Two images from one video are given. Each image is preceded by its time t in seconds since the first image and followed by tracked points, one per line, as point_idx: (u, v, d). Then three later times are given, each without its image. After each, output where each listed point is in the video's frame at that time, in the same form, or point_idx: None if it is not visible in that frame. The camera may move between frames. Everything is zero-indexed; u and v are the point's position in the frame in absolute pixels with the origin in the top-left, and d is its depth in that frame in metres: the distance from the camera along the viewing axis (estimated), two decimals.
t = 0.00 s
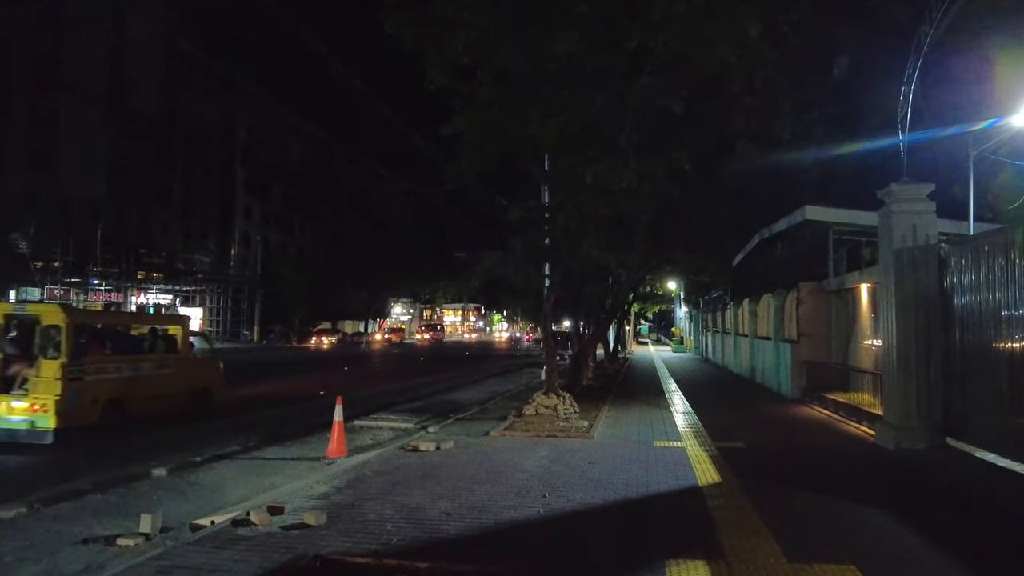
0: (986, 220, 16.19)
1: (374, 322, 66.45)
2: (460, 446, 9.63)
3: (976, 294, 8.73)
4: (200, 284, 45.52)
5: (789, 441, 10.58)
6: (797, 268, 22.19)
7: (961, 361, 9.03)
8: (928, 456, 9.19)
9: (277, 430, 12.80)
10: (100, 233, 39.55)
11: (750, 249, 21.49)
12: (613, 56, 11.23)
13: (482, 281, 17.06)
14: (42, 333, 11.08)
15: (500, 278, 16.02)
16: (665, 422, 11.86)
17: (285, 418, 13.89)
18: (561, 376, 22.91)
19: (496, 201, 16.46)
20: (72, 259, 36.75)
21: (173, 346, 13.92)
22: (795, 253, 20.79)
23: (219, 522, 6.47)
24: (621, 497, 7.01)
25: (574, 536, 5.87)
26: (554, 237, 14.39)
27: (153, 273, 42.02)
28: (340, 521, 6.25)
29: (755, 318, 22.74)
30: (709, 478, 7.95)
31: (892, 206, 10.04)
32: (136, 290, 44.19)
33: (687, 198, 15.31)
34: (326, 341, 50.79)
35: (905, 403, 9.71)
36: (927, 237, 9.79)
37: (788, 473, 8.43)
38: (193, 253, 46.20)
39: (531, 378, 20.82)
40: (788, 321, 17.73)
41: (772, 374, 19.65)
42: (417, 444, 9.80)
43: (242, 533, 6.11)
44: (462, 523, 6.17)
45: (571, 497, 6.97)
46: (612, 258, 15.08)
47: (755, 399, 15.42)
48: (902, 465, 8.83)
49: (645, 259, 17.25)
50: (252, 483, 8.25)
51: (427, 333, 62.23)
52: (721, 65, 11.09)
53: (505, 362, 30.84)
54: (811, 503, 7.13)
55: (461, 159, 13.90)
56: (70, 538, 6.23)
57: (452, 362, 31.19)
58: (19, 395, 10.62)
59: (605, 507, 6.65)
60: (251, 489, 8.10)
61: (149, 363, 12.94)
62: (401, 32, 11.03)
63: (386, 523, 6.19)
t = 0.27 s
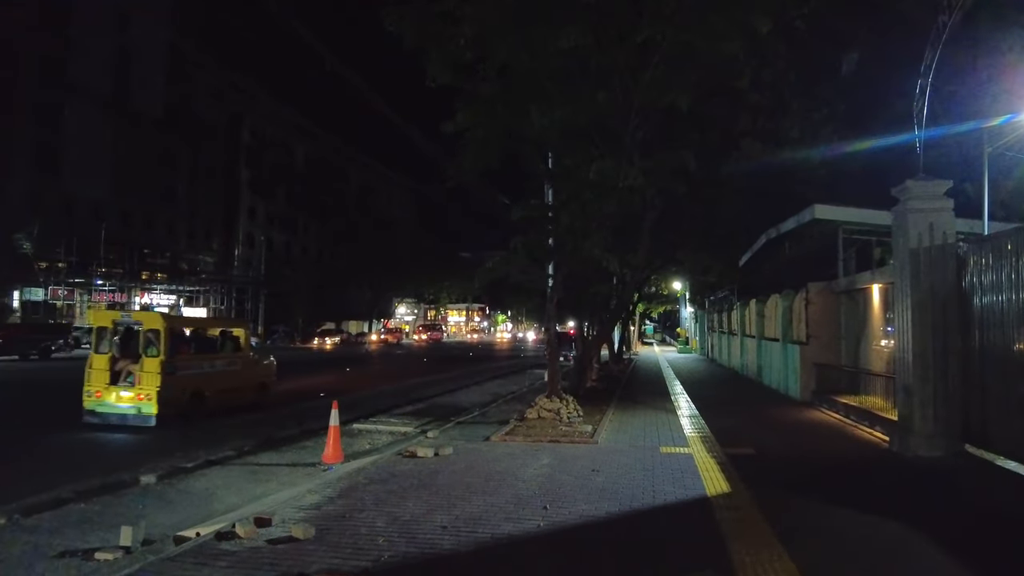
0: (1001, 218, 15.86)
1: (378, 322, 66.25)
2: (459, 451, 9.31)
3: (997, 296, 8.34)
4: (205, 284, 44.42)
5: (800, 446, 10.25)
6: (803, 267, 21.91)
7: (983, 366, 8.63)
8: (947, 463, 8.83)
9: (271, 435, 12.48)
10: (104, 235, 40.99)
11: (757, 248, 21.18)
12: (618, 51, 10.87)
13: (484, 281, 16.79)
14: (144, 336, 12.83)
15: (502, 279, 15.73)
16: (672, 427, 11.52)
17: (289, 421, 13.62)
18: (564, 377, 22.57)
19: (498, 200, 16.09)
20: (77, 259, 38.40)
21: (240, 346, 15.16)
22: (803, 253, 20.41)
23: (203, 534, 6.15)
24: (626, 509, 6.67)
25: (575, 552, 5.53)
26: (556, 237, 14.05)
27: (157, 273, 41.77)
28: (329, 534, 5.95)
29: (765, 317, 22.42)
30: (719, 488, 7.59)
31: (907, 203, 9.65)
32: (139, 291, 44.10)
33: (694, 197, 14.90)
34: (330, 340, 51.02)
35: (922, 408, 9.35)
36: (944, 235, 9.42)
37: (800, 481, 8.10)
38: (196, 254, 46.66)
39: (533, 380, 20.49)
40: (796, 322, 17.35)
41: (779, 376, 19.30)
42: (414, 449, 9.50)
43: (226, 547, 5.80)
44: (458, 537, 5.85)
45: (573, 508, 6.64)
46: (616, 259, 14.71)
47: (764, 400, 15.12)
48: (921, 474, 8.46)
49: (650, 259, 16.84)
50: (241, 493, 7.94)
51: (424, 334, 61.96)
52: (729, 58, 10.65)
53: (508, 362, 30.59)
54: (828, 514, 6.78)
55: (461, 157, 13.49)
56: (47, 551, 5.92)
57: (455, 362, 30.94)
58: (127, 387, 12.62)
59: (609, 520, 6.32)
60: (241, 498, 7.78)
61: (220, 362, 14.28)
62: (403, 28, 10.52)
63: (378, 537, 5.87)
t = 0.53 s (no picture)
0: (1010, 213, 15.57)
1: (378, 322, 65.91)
2: (453, 455, 8.96)
3: (1015, 292, 7.99)
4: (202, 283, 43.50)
5: (808, 449, 9.85)
6: (806, 265, 21.53)
7: (999, 365, 8.26)
8: (962, 467, 8.43)
9: (260, 437, 12.11)
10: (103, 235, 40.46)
11: (759, 246, 20.94)
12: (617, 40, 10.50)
13: (481, 279, 16.44)
14: (210, 336, 15.01)
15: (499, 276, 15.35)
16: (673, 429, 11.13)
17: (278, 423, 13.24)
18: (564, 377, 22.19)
19: (495, 197, 15.72)
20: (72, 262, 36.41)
21: (284, 344, 17.77)
22: (806, 251, 20.05)
23: (179, 543, 5.78)
24: (626, 516, 6.31)
25: (570, 564, 5.16)
26: (555, 234, 13.69)
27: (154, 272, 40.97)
28: (309, 545, 5.60)
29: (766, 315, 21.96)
30: (724, 494, 7.21)
31: (918, 195, 9.29)
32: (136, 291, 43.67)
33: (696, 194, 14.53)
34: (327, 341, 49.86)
35: (935, 409, 8.97)
36: (958, 229, 9.05)
37: (810, 487, 7.72)
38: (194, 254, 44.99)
39: (532, 380, 20.10)
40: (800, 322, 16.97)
41: (783, 376, 18.91)
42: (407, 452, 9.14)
43: (200, 559, 5.43)
44: (446, 547, 5.50)
45: (568, 516, 6.28)
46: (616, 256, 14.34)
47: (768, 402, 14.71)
48: (935, 478, 8.08)
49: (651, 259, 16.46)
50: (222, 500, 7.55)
51: (418, 335, 61.42)
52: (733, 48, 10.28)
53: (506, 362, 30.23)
54: (841, 521, 6.40)
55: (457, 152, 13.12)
56: (11, 563, 5.55)
57: (454, 362, 30.58)
58: (196, 378, 14.77)
59: (608, 529, 5.96)
60: (223, 505, 7.42)
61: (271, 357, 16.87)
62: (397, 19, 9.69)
63: (360, 548, 5.51)
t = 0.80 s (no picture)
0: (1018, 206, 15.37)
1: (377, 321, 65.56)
2: (446, 461, 8.57)
3: None
4: (202, 284, 43.98)
5: (818, 452, 9.47)
6: (810, 263, 21.16)
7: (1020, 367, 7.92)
8: (980, 473, 8.05)
9: (251, 439, 11.83)
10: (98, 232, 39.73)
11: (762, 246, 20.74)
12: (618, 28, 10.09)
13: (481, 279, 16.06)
14: (262, 335, 16.69)
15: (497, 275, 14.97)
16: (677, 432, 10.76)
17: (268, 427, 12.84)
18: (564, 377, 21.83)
19: (494, 194, 15.38)
20: (71, 260, 37.71)
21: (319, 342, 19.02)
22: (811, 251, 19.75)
23: (150, 558, 5.41)
24: (629, 529, 5.90)
25: None
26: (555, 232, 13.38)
27: (154, 273, 41.82)
28: (287, 562, 5.22)
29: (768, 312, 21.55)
30: (732, 503, 6.82)
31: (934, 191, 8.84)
32: (134, 291, 43.51)
33: (699, 192, 14.19)
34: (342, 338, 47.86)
35: (950, 412, 8.59)
36: (975, 226, 8.70)
37: (822, 494, 7.33)
38: (193, 253, 44.52)
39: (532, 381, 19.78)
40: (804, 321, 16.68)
41: (785, 378, 18.62)
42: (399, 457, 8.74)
43: None
44: (433, 565, 5.11)
45: (565, 528, 5.90)
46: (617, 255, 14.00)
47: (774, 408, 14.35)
48: (955, 485, 7.69)
49: (653, 258, 16.15)
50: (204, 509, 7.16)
51: (411, 335, 60.73)
52: (739, 41, 9.96)
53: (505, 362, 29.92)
54: (859, 532, 6.00)
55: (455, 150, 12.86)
56: None
57: (452, 361, 30.25)
58: (248, 372, 16.29)
59: (609, 543, 5.56)
60: (204, 513, 7.11)
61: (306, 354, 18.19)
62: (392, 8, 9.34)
63: (342, 565, 5.14)
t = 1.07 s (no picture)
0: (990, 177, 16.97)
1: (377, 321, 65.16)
2: (437, 461, 8.07)
3: None
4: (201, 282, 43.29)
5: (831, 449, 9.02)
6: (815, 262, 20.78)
7: None
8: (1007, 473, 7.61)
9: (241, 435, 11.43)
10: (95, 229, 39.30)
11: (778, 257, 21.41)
12: (624, 10, 9.60)
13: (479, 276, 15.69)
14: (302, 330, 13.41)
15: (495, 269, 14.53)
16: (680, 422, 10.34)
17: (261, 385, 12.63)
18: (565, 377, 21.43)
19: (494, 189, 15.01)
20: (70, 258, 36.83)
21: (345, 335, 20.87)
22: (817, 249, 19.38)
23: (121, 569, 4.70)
24: (636, 542, 5.42)
25: None
26: (556, 226, 12.99)
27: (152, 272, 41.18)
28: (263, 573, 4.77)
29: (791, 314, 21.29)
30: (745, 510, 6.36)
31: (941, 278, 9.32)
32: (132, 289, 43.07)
33: (703, 188, 13.81)
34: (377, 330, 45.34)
35: (969, 413, 8.21)
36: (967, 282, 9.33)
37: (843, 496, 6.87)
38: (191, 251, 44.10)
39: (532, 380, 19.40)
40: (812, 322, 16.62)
41: (791, 378, 18.23)
42: (388, 454, 8.26)
43: None
44: None
45: (566, 539, 5.46)
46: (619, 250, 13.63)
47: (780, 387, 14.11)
48: (982, 487, 7.23)
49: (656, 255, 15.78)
50: (182, 489, 6.60)
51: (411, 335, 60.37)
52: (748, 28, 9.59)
53: (505, 361, 29.51)
54: (890, 539, 5.55)
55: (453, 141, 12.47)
56: None
57: (451, 361, 29.86)
58: (289, 365, 13.23)
59: (615, 559, 5.08)
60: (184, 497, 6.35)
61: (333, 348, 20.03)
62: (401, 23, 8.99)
63: None
